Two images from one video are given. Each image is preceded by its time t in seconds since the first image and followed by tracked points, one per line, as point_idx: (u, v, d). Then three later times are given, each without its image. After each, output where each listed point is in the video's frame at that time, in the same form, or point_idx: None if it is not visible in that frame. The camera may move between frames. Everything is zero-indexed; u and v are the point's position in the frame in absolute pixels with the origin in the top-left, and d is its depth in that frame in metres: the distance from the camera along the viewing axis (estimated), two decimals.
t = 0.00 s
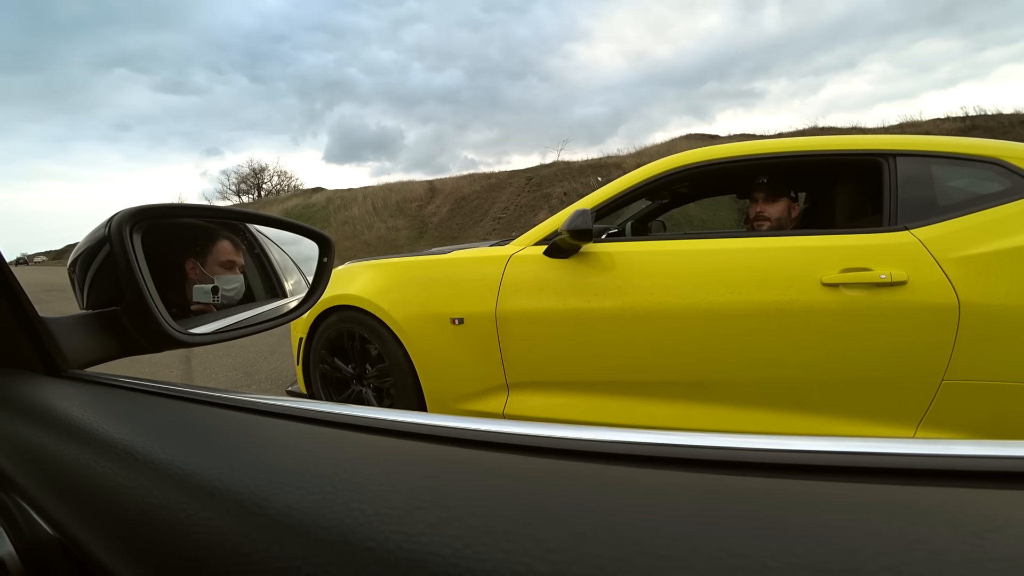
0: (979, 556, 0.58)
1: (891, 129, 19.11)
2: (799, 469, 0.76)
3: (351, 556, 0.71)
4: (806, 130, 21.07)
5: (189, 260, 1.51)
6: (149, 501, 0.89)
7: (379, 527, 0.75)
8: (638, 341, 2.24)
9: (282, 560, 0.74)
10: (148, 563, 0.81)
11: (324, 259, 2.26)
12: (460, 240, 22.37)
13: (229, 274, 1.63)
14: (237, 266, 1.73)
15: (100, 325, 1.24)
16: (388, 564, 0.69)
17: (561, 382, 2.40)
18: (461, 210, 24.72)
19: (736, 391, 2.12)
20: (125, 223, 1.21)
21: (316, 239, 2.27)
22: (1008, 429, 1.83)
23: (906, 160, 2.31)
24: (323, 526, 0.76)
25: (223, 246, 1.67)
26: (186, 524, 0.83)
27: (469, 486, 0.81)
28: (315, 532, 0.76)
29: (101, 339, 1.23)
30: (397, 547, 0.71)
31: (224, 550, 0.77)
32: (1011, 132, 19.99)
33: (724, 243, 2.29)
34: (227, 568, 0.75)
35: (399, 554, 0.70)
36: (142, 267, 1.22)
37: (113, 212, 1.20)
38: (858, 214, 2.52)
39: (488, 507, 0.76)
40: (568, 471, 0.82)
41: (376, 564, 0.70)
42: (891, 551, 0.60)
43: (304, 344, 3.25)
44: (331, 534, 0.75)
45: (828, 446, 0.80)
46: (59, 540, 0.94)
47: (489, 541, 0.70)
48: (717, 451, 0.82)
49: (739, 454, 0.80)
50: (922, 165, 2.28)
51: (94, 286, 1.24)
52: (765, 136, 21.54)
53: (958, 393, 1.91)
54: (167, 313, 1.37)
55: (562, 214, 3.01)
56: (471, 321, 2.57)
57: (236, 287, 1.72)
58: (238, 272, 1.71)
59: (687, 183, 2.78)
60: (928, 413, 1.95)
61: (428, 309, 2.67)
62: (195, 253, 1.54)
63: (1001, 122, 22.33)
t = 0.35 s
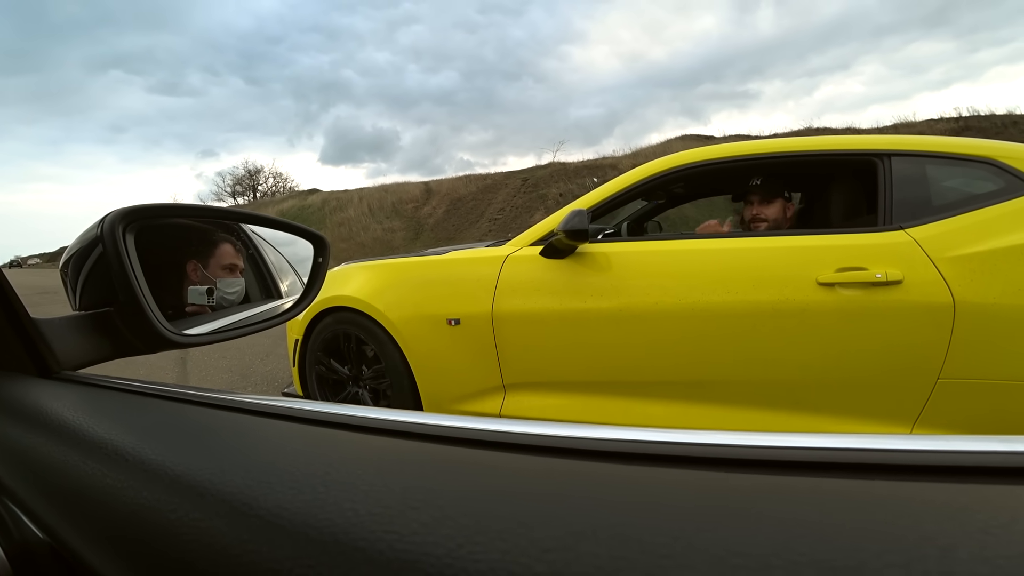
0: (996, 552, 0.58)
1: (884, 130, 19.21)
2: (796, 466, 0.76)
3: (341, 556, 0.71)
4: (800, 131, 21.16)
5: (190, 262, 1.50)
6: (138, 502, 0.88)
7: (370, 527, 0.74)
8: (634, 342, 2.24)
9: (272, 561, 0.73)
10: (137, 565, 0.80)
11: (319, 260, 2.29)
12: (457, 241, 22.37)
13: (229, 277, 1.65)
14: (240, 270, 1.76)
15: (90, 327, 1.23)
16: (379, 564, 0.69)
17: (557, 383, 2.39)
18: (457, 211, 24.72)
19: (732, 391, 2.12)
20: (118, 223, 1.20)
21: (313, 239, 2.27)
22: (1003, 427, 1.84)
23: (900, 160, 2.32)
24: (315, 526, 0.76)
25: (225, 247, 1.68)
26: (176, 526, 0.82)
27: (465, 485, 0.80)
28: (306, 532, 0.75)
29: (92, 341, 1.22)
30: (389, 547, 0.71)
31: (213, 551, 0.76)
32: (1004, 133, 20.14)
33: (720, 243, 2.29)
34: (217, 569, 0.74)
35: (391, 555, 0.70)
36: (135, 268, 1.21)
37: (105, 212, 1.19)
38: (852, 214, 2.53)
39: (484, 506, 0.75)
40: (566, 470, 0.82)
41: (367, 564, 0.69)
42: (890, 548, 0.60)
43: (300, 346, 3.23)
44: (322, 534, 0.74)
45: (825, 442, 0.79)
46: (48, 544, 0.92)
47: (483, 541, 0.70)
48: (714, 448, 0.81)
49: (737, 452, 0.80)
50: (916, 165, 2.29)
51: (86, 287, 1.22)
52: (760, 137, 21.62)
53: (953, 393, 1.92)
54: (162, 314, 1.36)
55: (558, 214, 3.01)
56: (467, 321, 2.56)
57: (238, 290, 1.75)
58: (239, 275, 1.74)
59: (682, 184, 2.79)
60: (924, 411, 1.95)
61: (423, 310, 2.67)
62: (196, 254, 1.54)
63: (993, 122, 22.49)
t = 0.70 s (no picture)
0: (1000, 539, 0.58)
1: (883, 131, 19.22)
2: (800, 457, 0.76)
3: (351, 547, 0.71)
4: (799, 131, 21.17)
5: (188, 262, 1.50)
6: (143, 496, 0.88)
7: (381, 518, 0.74)
8: (634, 341, 2.24)
9: (282, 553, 0.73)
10: (142, 559, 0.80)
11: (319, 258, 2.28)
12: (456, 241, 22.37)
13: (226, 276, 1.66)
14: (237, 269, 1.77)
15: (93, 323, 1.23)
16: (390, 554, 0.69)
17: (557, 382, 2.39)
18: (456, 212, 24.73)
19: (731, 391, 2.12)
20: (118, 220, 1.20)
21: (313, 238, 2.25)
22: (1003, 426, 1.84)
23: (898, 160, 2.32)
24: (324, 517, 0.76)
25: (221, 247, 1.68)
26: (180, 519, 0.82)
27: (472, 477, 0.81)
28: (316, 524, 0.75)
29: (94, 338, 1.22)
30: (399, 538, 0.71)
31: (219, 544, 0.76)
32: (1002, 134, 20.17)
33: (719, 243, 2.29)
34: (223, 562, 0.74)
35: (401, 545, 0.70)
36: (135, 265, 1.21)
37: (105, 210, 1.19)
38: (852, 213, 2.53)
39: (490, 497, 0.76)
40: (570, 462, 0.82)
41: (378, 554, 0.69)
42: (899, 534, 0.60)
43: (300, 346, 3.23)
44: (332, 526, 0.74)
45: (829, 434, 0.80)
46: (51, 540, 0.93)
47: (493, 531, 0.70)
48: (720, 441, 0.82)
49: (741, 444, 0.80)
50: (915, 165, 2.29)
51: (86, 285, 1.23)
52: (759, 137, 21.63)
53: (952, 392, 1.93)
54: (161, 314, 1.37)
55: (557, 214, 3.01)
56: (467, 321, 2.56)
57: (236, 289, 1.77)
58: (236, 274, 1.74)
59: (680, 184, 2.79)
60: (923, 410, 1.96)
61: (423, 310, 2.67)
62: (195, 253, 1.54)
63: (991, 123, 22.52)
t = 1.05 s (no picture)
0: None
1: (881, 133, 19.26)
2: (806, 455, 0.76)
3: (350, 546, 0.70)
4: (798, 132, 21.17)
5: (183, 258, 1.49)
6: (136, 492, 0.87)
7: (379, 516, 0.74)
8: (633, 340, 2.24)
9: (277, 552, 0.72)
10: (135, 557, 0.79)
11: (319, 254, 2.30)
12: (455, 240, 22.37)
13: (224, 270, 1.64)
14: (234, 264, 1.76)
15: (89, 319, 1.22)
16: (390, 553, 0.68)
17: (556, 381, 2.39)
18: (454, 210, 24.72)
19: (731, 390, 2.12)
20: (115, 214, 1.19)
21: (314, 234, 2.27)
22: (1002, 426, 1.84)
23: (899, 160, 2.32)
24: (320, 515, 0.75)
25: (217, 241, 1.67)
26: (174, 516, 0.81)
27: (476, 474, 0.80)
28: (311, 521, 0.75)
29: (90, 334, 1.21)
30: (399, 536, 0.70)
31: (211, 543, 0.76)
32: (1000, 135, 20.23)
33: (719, 242, 2.29)
34: (216, 559, 0.74)
35: (402, 544, 0.69)
36: (133, 261, 1.20)
37: (103, 204, 1.19)
38: (852, 214, 2.53)
39: (494, 495, 0.75)
40: (574, 458, 0.82)
41: (376, 553, 0.68)
42: (923, 533, 0.59)
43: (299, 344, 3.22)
44: (329, 524, 0.74)
45: (835, 432, 0.80)
46: (43, 537, 0.92)
47: (498, 530, 0.69)
48: (726, 438, 0.81)
49: (747, 441, 0.80)
50: (915, 165, 2.29)
51: (83, 280, 1.22)
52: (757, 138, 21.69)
53: (952, 392, 1.92)
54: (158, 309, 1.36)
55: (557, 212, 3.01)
56: (466, 319, 2.56)
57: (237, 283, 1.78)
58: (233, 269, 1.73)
59: (681, 183, 2.79)
60: (922, 410, 1.95)
61: (422, 308, 2.66)
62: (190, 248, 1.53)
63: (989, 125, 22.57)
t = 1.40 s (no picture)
0: (1012, 542, 0.57)
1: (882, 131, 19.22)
2: (799, 458, 0.76)
3: (345, 549, 0.70)
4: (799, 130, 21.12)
5: (178, 256, 1.48)
6: (136, 495, 0.88)
7: (374, 520, 0.74)
8: (633, 340, 2.24)
9: (275, 555, 0.73)
10: (135, 559, 0.80)
11: (319, 255, 2.30)
12: (455, 239, 22.36)
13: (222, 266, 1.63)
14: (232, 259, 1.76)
15: (90, 320, 1.22)
16: (385, 557, 0.68)
17: (556, 381, 2.39)
18: (455, 209, 24.71)
19: (731, 390, 2.12)
20: (116, 216, 1.19)
21: (311, 234, 2.31)
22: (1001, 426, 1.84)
23: (899, 159, 2.32)
24: (317, 518, 0.76)
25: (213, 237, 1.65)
26: (174, 518, 0.82)
27: (470, 477, 0.80)
28: (309, 525, 0.75)
29: (92, 335, 1.21)
30: (394, 540, 0.70)
31: (210, 545, 0.76)
32: (1002, 133, 20.20)
33: (719, 241, 2.29)
34: (216, 562, 0.74)
35: (397, 547, 0.69)
36: (133, 262, 1.21)
37: (103, 206, 1.19)
38: (852, 212, 2.53)
39: (488, 498, 0.75)
40: (568, 461, 0.82)
41: (371, 557, 0.69)
42: (908, 539, 0.60)
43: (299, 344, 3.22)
44: (326, 527, 0.74)
45: (828, 436, 0.80)
46: (45, 539, 0.92)
47: (490, 534, 0.69)
48: (720, 441, 0.82)
49: (740, 444, 0.80)
50: (916, 164, 2.29)
51: (84, 282, 1.22)
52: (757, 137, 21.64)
53: (951, 391, 1.93)
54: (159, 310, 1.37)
55: (557, 212, 3.01)
56: (465, 319, 2.56)
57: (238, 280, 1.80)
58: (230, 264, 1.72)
59: (681, 182, 2.79)
60: (921, 409, 1.96)
61: (422, 308, 2.66)
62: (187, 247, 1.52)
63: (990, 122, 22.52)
